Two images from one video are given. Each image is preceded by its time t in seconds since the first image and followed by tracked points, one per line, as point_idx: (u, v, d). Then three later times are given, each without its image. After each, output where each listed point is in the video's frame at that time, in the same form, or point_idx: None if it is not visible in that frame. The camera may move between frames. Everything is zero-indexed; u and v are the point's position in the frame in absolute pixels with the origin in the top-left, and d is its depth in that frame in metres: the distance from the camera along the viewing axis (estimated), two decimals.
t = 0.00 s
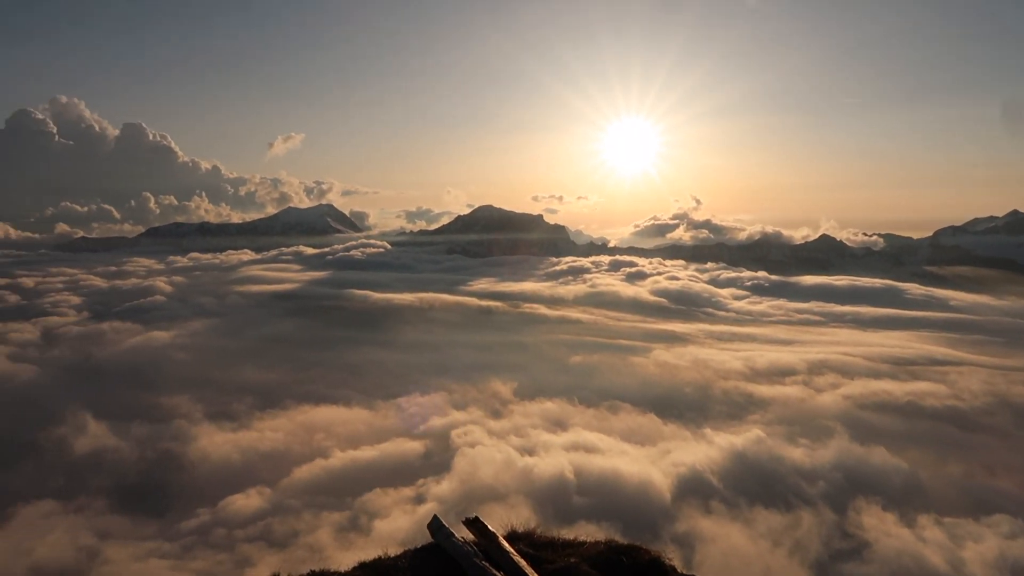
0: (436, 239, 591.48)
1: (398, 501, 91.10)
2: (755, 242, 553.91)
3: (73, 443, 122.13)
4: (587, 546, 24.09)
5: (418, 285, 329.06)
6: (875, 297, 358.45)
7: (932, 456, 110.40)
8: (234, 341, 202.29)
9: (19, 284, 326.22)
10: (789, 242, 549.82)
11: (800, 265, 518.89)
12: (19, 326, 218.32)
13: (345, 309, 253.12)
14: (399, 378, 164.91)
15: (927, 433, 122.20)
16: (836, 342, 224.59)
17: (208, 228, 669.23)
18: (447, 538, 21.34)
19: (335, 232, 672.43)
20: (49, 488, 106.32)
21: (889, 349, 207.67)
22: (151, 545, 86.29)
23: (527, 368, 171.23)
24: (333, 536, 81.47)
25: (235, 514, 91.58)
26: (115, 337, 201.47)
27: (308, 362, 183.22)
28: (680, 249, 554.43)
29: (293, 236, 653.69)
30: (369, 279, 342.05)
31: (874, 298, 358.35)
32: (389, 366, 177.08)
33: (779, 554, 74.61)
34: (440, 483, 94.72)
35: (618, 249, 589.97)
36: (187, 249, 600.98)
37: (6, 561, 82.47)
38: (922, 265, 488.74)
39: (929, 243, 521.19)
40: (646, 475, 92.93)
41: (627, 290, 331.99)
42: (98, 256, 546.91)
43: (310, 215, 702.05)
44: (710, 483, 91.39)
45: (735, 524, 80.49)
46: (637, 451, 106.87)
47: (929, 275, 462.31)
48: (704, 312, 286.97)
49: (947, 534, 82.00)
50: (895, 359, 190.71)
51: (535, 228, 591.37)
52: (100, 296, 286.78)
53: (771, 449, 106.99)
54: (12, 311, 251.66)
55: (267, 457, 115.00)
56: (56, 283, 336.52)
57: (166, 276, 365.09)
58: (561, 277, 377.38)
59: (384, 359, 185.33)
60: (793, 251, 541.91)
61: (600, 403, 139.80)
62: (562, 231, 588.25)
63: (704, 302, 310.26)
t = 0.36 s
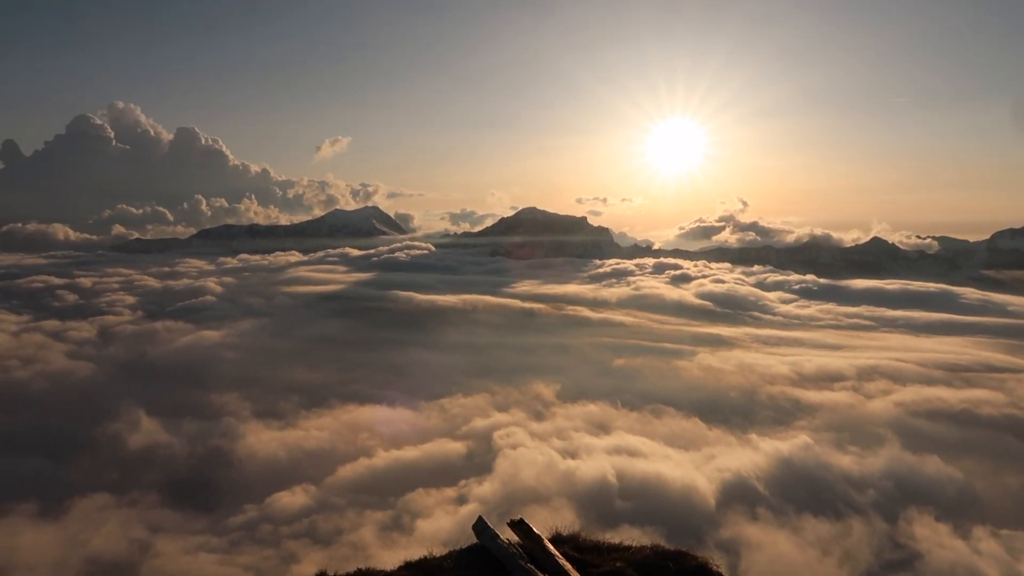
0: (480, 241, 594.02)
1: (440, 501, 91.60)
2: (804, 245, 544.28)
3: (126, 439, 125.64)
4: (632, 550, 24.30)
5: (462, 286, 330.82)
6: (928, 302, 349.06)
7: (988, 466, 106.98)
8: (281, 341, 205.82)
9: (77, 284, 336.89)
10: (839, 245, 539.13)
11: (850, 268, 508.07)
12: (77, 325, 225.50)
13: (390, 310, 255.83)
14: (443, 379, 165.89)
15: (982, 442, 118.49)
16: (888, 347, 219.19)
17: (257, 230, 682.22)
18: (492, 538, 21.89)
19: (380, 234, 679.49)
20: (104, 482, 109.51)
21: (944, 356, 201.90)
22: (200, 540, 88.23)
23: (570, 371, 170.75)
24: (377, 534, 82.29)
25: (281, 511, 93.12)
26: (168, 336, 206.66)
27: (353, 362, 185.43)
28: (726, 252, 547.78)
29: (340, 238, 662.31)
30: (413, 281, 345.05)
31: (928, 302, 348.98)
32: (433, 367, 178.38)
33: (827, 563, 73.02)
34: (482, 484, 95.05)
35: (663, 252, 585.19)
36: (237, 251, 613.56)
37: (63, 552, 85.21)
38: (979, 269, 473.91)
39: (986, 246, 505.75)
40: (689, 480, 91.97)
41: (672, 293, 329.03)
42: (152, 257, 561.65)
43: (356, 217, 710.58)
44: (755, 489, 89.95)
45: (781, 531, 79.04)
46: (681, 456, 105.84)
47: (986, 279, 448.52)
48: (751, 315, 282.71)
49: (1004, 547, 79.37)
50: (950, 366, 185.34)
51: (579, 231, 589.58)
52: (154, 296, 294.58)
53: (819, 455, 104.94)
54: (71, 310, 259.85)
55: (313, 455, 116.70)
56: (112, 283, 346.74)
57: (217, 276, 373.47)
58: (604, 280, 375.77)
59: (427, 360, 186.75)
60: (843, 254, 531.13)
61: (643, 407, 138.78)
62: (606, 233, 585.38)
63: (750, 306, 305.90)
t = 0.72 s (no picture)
0: (506, 239, 594.30)
1: (464, 498, 91.86)
2: (833, 245, 537.72)
3: (156, 432, 127.64)
4: (659, 550, 24.20)
5: (487, 284, 331.24)
6: (961, 303, 343.10)
7: (1022, 470, 104.88)
8: (308, 337, 207.66)
9: (110, 280, 342.65)
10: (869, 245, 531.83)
11: (881, 268, 501.02)
12: (109, 320, 229.48)
13: (416, 308, 257.01)
14: (468, 376, 166.33)
15: (1016, 446, 116.22)
16: (918, 349, 215.85)
17: (285, 228, 688.23)
18: (519, 536, 21.97)
19: (407, 232, 682.49)
20: (133, 475, 111.34)
21: (977, 358, 198.34)
22: (228, 533, 89.41)
23: (595, 370, 170.33)
24: (401, 531, 82.75)
25: (306, 506, 94.06)
26: (197, 331, 209.52)
27: (379, 359, 186.54)
28: (754, 252, 543.12)
29: (366, 236, 666.06)
30: (439, 279, 346.28)
31: (961, 304, 343.06)
32: (458, 365, 178.95)
33: (854, 567, 72.12)
34: (505, 482, 95.23)
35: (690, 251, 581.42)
36: (265, 248, 620.14)
37: (95, 543, 86.83)
38: (1014, 270, 464.80)
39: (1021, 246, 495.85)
40: (715, 480, 91.36)
41: (698, 292, 326.79)
42: (182, 254, 569.34)
43: (382, 214, 714.31)
44: (781, 491, 88.99)
45: (808, 534, 78.20)
46: (706, 456, 105.15)
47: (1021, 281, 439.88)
48: (778, 315, 279.90)
49: None
50: (983, 369, 181.99)
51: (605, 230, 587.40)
52: (184, 293, 298.68)
53: (847, 458, 103.68)
54: (103, 306, 264.39)
55: (338, 451, 117.62)
56: (144, 280, 352.32)
57: (246, 273, 377.84)
58: (630, 279, 374.20)
59: (452, 358, 187.37)
60: (873, 254, 523.85)
61: (668, 407, 138.10)
62: (632, 232, 582.64)
63: (778, 306, 302.91)
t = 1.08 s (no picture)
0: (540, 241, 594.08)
1: (498, 500, 91.88)
2: (873, 247, 528.19)
3: (196, 431, 129.86)
4: (702, 555, 24.04)
5: (521, 286, 331.42)
6: (1007, 306, 334.48)
7: None
8: (344, 339, 209.65)
9: (151, 281, 349.78)
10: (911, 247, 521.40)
11: (923, 271, 490.79)
12: (151, 321, 234.17)
13: (450, 310, 258.09)
14: (502, 378, 166.48)
15: None
16: (962, 353, 210.83)
17: (321, 230, 696.07)
18: (558, 540, 22.09)
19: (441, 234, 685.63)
20: (173, 472, 113.40)
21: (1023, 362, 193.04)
22: (264, 531, 90.53)
23: (629, 372, 169.23)
24: (435, 531, 83.01)
25: (342, 505, 94.90)
26: (235, 332, 212.86)
27: (414, 360, 187.68)
28: (791, 254, 536.01)
29: (401, 238, 670.51)
30: (473, 281, 347.25)
31: (1006, 307, 334.50)
32: (491, 367, 179.18)
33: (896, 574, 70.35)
34: (539, 485, 95.01)
35: (726, 253, 575.61)
36: (302, 250, 627.65)
37: (136, 539, 88.64)
38: None
39: None
40: (751, 485, 90.17)
41: (735, 295, 323.25)
42: (221, 256, 578.82)
43: (418, 217, 718.58)
44: (820, 497, 87.55)
45: (849, 541, 76.63)
46: (743, 461, 103.77)
47: None
48: (817, 319, 275.60)
49: None
50: None
51: (640, 232, 584.21)
52: (223, 294, 303.48)
53: (888, 464, 101.49)
54: (145, 306, 269.90)
55: (373, 452, 118.51)
56: (185, 281, 359.16)
57: (283, 275, 382.83)
58: (665, 281, 371.30)
59: (486, 359, 187.64)
60: (915, 256, 513.46)
61: (704, 410, 136.70)
62: (667, 234, 578.40)
63: (816, 309, 298.25)
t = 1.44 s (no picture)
0: (587, 247, 591.90)
1: (545, 507, 91.59)
2: (932, 253, 513.11)
3: (249, 433, 132.58)
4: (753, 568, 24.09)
5: (569, 292, 330.40)
6: None
7: None
8: (392, 343, 211.81)
9: (207, 286, 358.30)
10: (972, 253, 505.03)
11: (985, 278, 474.99)
12: (207, 324, 240.18)
13: (498, 315, 258.74)
14: (549, 384, 166.16)
15: None
16: None
17: (370, 236, 704.44)
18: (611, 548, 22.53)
19: (489, 239, 687.64)
20: (226, 473, 115.93)
21: None
22: (314, 532, 91.82)
23: (678, 379, 167.32)
24: (481, 537, 83.15)
25: (390, 508, 95.75)
26: (287, 336, 216.94)
27: (461, 365, 188.58)
28: (846, 260, 524.04)
29: (449, 244, 674.77)
30: (520, 286, 347.40)
31: None
32: (539, 372, 178.98)
33: None
34: (586, 492, 94.53)
35: (778, 259, 565.37)
36: (352, 256, 636.17)
37: (192, 537, 90.81)
38: None
39: None
40: (804, 496, 88.23)
41: (787, 302, 317.21)
42: (274, 261, 590.23)
43: (465, 223, 722.45)
44: (876, 509, 85.13)
45: (906, 555, 74.33)
46: (795, 471, 101.64)
47: None
48: (872, 326, 268.66)
49: None
50: None
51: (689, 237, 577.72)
52: (276, 298, 309.49)
53: (948, 477, 98.24)
54: (201, 310, 276.67)
55: (421, 455, 119.41)
56: (239, 286, 367.39)
57: (333, 280, 388.70)
58: (715, 288, 366.20)
59: (533, 365, 187.54)
60: (976, 263, 497.06)
61: (754, 419, 134.37)
62: (717, 239, 570.70)
63: (872, 316, 290.86)
